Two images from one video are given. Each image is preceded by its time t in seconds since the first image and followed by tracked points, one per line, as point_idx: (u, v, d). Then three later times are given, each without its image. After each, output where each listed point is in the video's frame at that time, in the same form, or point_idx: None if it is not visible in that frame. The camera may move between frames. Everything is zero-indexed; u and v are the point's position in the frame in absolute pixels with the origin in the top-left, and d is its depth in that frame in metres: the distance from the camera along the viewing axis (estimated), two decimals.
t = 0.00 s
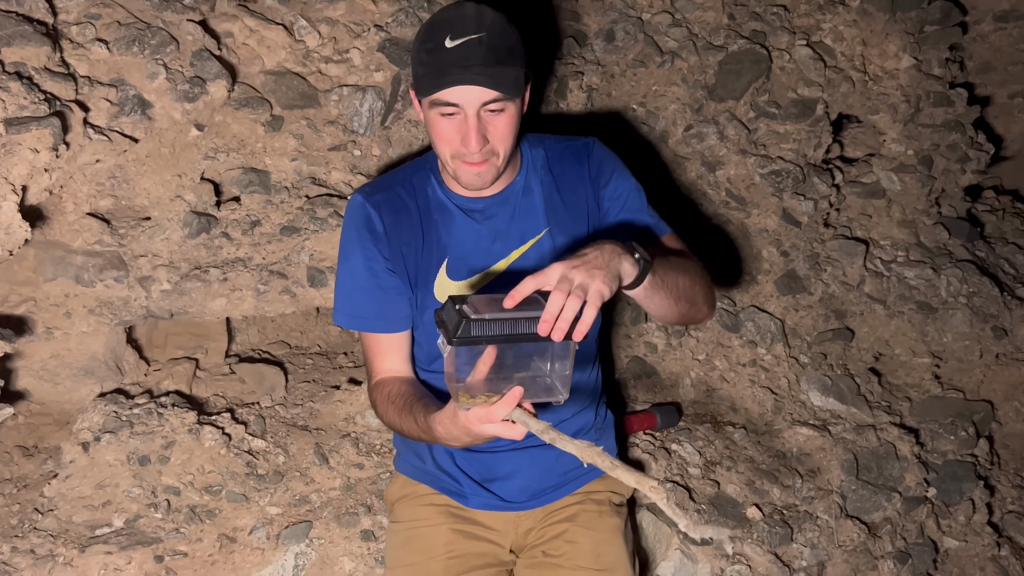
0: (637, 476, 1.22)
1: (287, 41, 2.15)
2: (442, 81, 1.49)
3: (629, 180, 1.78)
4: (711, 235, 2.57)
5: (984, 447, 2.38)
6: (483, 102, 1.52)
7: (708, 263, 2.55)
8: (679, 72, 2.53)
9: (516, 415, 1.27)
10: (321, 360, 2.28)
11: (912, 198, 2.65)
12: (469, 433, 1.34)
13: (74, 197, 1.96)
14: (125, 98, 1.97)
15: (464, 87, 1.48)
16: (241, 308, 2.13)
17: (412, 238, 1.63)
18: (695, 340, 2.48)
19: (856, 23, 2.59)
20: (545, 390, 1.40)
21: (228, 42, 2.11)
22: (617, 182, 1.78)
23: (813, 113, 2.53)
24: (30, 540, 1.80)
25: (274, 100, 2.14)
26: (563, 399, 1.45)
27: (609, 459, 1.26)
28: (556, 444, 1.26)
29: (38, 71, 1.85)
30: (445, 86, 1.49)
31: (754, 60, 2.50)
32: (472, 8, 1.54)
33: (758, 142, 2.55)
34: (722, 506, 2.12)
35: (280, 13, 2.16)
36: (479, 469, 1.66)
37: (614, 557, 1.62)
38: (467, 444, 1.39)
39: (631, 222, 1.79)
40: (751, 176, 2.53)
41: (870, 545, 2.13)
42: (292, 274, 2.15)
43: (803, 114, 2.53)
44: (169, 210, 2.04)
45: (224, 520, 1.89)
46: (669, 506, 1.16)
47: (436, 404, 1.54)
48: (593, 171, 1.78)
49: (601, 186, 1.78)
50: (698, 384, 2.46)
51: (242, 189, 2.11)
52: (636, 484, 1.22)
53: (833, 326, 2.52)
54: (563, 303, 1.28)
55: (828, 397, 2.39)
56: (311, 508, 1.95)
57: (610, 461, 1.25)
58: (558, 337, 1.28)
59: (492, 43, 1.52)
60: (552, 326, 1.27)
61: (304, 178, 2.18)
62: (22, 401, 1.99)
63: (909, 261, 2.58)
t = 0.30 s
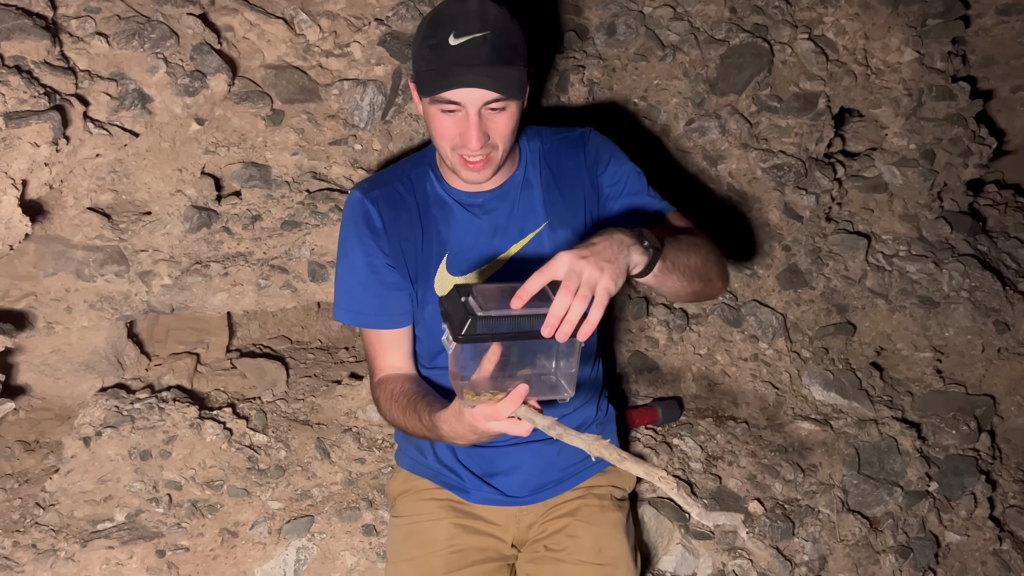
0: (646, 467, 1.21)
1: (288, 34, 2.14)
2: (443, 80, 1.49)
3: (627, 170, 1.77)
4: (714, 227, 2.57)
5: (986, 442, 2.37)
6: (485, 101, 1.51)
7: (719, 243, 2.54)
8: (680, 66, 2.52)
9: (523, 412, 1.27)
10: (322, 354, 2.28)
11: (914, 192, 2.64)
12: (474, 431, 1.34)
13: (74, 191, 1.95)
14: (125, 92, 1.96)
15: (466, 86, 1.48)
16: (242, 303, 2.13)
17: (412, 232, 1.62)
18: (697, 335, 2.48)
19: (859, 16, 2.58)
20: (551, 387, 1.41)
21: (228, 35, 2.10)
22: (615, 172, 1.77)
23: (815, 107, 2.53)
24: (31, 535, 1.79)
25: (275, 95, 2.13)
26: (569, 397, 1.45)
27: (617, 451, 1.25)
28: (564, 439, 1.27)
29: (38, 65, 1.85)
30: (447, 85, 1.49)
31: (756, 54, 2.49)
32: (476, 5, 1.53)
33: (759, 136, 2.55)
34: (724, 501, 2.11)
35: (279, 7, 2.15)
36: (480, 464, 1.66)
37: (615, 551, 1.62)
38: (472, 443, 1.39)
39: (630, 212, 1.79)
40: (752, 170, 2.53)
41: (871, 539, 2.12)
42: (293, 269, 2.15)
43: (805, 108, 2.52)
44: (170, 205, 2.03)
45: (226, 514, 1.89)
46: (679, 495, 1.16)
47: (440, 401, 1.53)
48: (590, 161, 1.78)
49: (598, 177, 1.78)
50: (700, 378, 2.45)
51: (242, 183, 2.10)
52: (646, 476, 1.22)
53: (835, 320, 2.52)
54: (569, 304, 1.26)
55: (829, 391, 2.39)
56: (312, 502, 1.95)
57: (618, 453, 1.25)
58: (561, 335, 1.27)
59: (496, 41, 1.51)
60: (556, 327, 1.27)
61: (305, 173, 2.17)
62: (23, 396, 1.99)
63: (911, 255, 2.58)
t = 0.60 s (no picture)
0: (649, 460, 1.22)
1: (289, 30, 2.14)
2: (496, 96, 1.40)
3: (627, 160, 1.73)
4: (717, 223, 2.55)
5: (988, 438, 2.37)
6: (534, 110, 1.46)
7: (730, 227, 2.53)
8: (683, 61, 2.51)
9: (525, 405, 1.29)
10: (324, 351, 2.28)
11: (916, 188, 2.64)
12: (478, 426, 1.33)
13: (75, 188, 1.95)
14: (127, 89, 1.96)
15: (527, 98, 1.40)
16: (244, 299, 2.12)
17: (409, 230, 1.61)
18: (698, 331, 2.48)
19: (861, 11, 2.58)
20: (556, 380, 1.45)
21: (229, 31, 2.10)
22: (615, 163, 1.74)
23: (817, 103, 2.53)
24: (34, 532, 1.79)
25: (276, 91, 2.13)
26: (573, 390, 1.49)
27: (621, 443, 1.26)
28: (567, 432, 1.29)
29: (38, 61, 1.84)
30: (500, 103, 1.40)
31: (759, 49, 2.49)
32: (511, 14, 1.44)
33: (762, 132, 2.54)
34: (726, 497, 2.11)
35: (280, 2, 2.15)
36: (482, 460, 1.66)
37: (617, 548, 1.62)
38: (476, 437, 1.38)
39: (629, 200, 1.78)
40: (755, 165, 2.54)
41: (874, 535, 2.12)
42: (294, 266, 2.15)
43: (807, 104, 2.52)
44: (171, 201, 2.03)
45: (228, 511, 1.88)
46: (681, 487, 1.15)
47: (442, 399, 1.53)
48: (588, 152, 1.76)
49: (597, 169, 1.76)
50: (701, 374, 2.44)
51: (244, 179, 2.10)
52: (649, 468, 1.22)
53: (837, 316, 2.51)
54: (618, 242, 1.27)
55: (832, 387, 2.39)
56: (315, 499, 1.95)
57: (622, 446, 1.25)
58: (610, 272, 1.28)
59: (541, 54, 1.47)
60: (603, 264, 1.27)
61: (306, 169, 2.17)
62: (25, 393, 1.99)
63: (913, 250, 2.58)
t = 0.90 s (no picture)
0: (632, 461, 1.27)
1: (286, 26, 2.15)
2: (563, 137, 1.43)
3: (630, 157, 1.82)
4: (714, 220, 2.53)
5: (985, 433, 2.38)
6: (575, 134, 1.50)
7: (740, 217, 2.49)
8: (681, 56, 2.50)
9: (511, 406, 1.32)
10: (321, 347, 2.27)
11: (914, 182, 2.64)
12: (464, 427, 1.32)
13: (72, 184, 1.94)
14: (123, 84, 1.95)
15: (584, 139, 1.44)
16: (241, 296, 2.11)
17: (409, 231, 1.58)
18: (697, 327, 2.47)
19: (858, 7, 2.58)
20: (542, 382, 1.46)
21: (226, 27, 2.11)
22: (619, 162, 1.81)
23: (815, 98, 2.53)
24: (32, 529, 1.79)
25: (273, 86, 2.13)
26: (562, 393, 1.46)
27: (603, 444, 1.32)
28: (551, 432, 1.31)
29: (35, 56, 1.84)
30: (569, 142, 1.43)
31: (757, 44, 2.49)
32: (562, 46, 1.44)
33: (759, 127, 2.54)
34: (724, 492, 2.11)
35: None
36: (481, 457, 1.65)
37: (615, 544, 1.63)
38: (462, 439, 1.37)
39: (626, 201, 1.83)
40: (753, 162, 2.52)
41: (872, 530, 2.13)
42: (292, 262, 2.13)
43: (805, 99, 2.52)
44: (168, 197, 2.02)
45: (226, 508, 1.88)
46: (663, 489, 1.21)
47: (432, 399, 1.50)
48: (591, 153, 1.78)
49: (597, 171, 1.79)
50: (699, 370, 2.43)
51: (241, 175, 2.10)
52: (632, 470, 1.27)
53: (835, 312, 2.51)
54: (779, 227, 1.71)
55: (830, 382, 2.38)
56: (313, 495, 1.95)
57: (604, 447, 1.31)
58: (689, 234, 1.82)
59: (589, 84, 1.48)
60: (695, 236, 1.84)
61: (303, 165, 2.16)
62: (23, 390, 1.98)
63: (911, 246, 2.59)
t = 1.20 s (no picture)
0: (623, 452, 1.26)
1: (277, 19, 2.15)
2: (586, 138, 1.45)
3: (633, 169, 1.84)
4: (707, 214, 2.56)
5: (978, 425, 2.39)
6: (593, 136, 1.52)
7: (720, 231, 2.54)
8: (675, 50, 2.49)
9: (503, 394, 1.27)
10: (315, 341, 2.27)
11: (908, 176, 2.64)
12: (454, 414, 1.30)
13: (62, 178, 1.94)
14: (113, 78, 1.95)
15: (606, 141, 1.46)
16: (234, 290, 2.10)
17: (413, 222, 1.58)
18: (690, 320, 2.47)
19: None
20: (534, 370, 1.44)
21: (218, 20, 2.10)
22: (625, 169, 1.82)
23: (808, 92, 2.53)
24: (23, 524, 1.78)
25: (265, 80, 2.12)
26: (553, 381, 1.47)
27: (594, 433, 1.30)
28: (542, 421, 1.29)
29: (23, 50, 1.84)
30: (592, 144, 1.45)
31: (750, 37, 2.49)
32: (586, 48, 1.45)
33: (753, 120, 2.53)
34: (717, 485, 2.12)
35: None
36: (475, 450, 1.65)
37: (605, 537, 1.63)
38: (451, 426, 1.37)
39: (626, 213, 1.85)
40: (746, 155, 2.51)
41: (864, 522, 2.14)
42: (284, 256, 2.13)
43: (798, 93, 2.52)
44: (159, 191, 2.01)
45: (219, 502, 1.88)
46: (653, 481, 1.20)
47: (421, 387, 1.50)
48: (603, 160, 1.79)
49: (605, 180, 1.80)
50: (693, 363, 2.43)
51: (233, 169, 2.08)
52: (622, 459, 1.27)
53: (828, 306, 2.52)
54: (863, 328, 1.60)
55: (823, 375, 2.39)
56: (306, 489, 1.94)
57: (596, 436, 1.29)
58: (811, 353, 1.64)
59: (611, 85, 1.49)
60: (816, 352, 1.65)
61: (296, 159, 2.15)
62: (13, 385, 1.97)
63: (905, 239, 2.57)
